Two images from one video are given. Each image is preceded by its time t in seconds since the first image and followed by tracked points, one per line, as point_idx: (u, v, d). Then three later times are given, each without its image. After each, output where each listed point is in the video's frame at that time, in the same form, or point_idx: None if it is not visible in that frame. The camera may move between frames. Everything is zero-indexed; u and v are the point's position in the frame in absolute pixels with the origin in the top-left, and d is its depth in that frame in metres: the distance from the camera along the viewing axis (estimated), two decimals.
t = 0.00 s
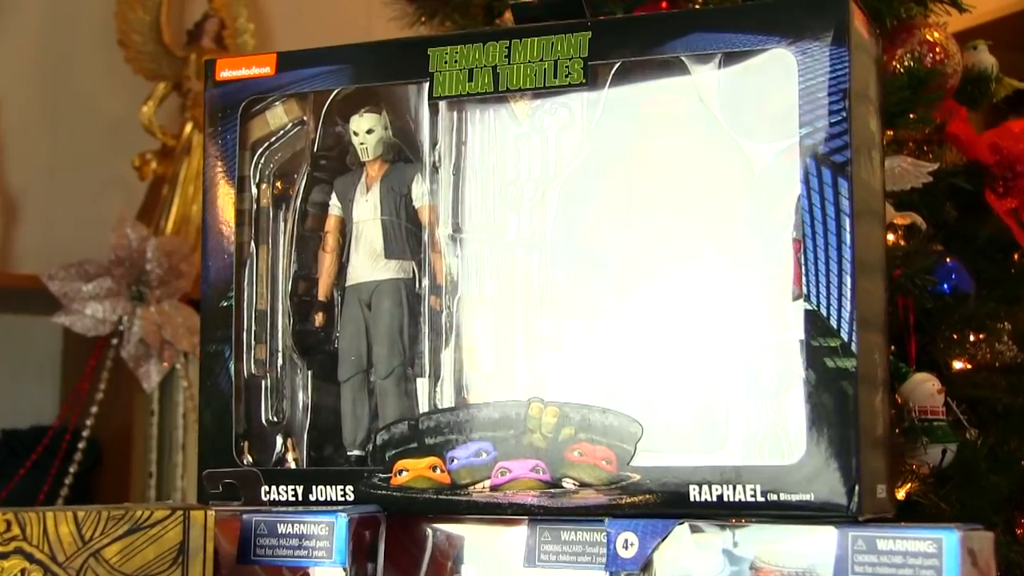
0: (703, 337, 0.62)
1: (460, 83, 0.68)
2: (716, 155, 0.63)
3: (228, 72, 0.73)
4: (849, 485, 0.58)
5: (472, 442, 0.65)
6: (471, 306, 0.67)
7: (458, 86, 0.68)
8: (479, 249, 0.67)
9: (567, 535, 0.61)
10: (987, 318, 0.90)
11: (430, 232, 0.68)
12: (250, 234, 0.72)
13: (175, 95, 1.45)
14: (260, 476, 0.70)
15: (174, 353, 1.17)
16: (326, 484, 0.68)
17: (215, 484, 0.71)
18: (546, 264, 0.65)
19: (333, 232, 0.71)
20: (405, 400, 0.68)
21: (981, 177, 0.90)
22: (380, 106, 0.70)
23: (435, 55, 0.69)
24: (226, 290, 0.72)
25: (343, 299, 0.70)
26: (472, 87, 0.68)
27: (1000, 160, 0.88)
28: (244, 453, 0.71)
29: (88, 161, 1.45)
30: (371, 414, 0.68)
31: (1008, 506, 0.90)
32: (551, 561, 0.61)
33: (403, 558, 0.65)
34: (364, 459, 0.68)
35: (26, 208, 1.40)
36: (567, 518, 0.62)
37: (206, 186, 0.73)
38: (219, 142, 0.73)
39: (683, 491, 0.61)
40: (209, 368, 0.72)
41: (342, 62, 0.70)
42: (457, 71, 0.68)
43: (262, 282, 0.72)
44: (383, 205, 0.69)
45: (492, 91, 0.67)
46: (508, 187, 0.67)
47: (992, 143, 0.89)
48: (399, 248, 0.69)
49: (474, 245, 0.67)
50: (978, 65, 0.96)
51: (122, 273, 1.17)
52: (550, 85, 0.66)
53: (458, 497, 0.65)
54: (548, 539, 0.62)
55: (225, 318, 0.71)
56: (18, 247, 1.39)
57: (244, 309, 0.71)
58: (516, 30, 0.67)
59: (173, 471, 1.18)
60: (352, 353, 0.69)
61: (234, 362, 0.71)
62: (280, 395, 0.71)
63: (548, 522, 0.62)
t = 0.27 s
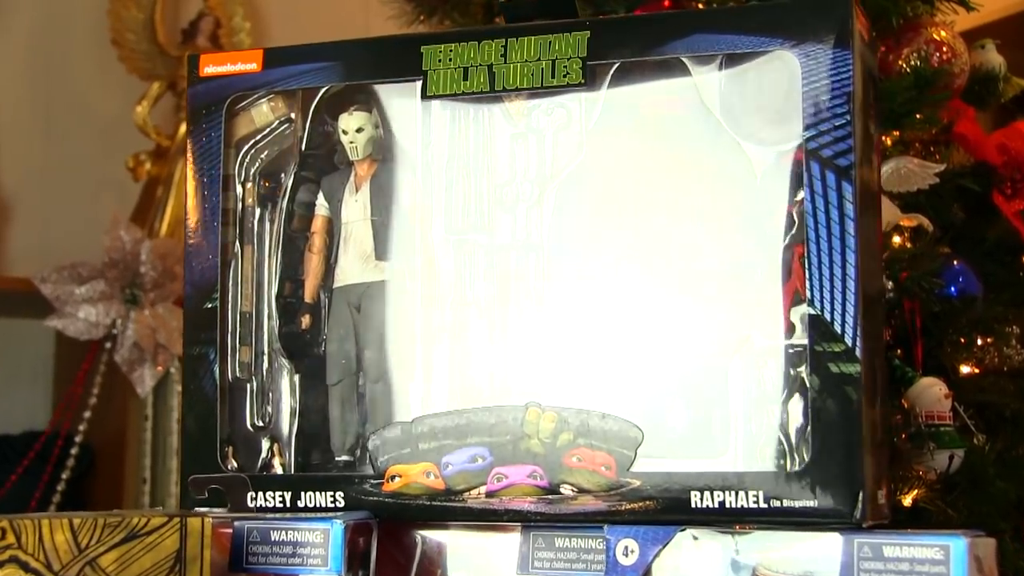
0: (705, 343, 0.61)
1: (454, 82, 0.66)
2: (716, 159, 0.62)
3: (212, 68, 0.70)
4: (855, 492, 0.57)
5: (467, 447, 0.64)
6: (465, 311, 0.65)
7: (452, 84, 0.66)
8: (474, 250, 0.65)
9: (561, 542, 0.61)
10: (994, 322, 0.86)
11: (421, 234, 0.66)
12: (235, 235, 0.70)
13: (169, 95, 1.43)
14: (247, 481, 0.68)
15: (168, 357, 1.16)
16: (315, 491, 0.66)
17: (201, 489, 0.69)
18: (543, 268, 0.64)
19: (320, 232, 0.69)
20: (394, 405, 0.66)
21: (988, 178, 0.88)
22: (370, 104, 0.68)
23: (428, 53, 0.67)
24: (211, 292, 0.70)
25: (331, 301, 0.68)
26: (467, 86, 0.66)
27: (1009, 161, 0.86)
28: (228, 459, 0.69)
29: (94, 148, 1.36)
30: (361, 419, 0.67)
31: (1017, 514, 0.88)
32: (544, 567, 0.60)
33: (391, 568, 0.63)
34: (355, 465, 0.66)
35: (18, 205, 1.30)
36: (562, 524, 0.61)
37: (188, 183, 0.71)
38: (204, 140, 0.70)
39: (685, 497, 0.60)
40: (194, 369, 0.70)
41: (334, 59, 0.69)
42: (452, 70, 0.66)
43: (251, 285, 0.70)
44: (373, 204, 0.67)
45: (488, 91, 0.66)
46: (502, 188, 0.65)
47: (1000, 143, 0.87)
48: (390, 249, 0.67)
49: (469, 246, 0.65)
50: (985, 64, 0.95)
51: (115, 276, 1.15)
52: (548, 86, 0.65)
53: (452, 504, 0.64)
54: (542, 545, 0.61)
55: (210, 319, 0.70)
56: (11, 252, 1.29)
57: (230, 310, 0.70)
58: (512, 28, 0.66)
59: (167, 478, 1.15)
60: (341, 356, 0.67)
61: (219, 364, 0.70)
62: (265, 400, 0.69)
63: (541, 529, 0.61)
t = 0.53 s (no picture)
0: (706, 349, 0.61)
1: (449, 80, 0.65)
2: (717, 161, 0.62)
3: (195, 62, 0.68)
4: (858, 498, 0.57)
5: (462, 452, 0.63)
6: (456, 314, 0.63)
7: (447, 83, 0.65)
8: (467, 250, 0.64)
9: (554, 549, 0.59)
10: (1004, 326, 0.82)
11: (412, 235, 0.65)
12: (219, 233, 0.68)
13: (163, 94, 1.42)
14: (234, 486, 0.66)
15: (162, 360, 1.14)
16: (303, 496, 0.65)
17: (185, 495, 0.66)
18: (538, 269, 0.63)
19: (303, 232, 0.67)
20: (384, 409, 0.64)
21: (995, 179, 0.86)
22: (360, 102, 0.67)
23: (422, 50, 0.66)
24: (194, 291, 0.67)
25: (317, 302, 0.66)
26: (462, 84, 0.65)
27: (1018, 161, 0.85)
28: (212, 463, 0.67)
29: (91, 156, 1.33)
30: (348, 422, 0.65)
31: None
32: None
33: None
34: (346, 470, 0.65)
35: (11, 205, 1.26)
36: (555, 531, 0.60)
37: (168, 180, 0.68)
38: (188, 135, 0.68)
39: (686, 504, 0.59)
40: (177, 370, 0.67)
41: (323, 55, 0.67)
42: (446, 68, 0.65)
43: (228, 286, 0.68)
44: (363, 201, 0.66)
45: (484, 90, 0.65)
46: (499, 189, 0.64)
47: (1009, 144, 0.85)
48: (379, 249, 0.65)
49: (462, 246, 0.64)
50: (994, 63, 0.94)
51: (109, 279, 1.14)
52: (545, 86, 0.64)
53: (447, 510, 0.62)
54: (534, 552, 0.59)
55: (192, 322, 0.67)
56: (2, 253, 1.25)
57: (214, 310, 0.68)
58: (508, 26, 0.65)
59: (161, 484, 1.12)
60: (327, 359, 0.66)
61: (203, 366, 0.67)
62: (248, 404, 0.67)
63: (534, 534, 0.59)
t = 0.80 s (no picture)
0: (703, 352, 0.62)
1: (442, 78, 0.63)
2: (718, 165, 0.63)
3: (174, 54, 0.66)
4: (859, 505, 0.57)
5: (456, 457, 0.61)
6: (446, 316, 0.63)
7: (440, 80, 0.63)
8: (459, 253, 0.63)
9: (544, 556, 0.59)
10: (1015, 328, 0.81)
11: (400, 235, 0.64)
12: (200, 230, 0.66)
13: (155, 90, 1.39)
14: (217, 491, 0.63)
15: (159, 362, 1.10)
16: (290, 501, 0.62)
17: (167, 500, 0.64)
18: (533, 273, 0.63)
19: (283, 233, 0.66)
20: (373, 413, 0.63)
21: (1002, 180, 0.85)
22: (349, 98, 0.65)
23: (414, 47, 0.64)
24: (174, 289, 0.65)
25: (300, 304, 0.65)
26: (455, 82, 0.63)
27: None
28: (192, 467, 0.64)
29: (70, 132, 1.20)
30: (335, 426, 0.63)
31: None
32: None
33: None
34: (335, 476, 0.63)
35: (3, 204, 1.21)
36: (547, 536, 0.60)
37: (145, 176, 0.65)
38: (168, 130, 0.65)
39: (685, 510, 0.58)
40: (156, 369, 0.64)
41: (311, 50, 0.65)
42: (439, 65, 0.63)
43: (205, 289, 0.65)
44: (351, 202, 0.65)
45: (478, 88, 0.63)
46: (494, 189, 0.63)
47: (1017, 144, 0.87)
48: (368, 250, 0.64)
49: (452, 249, 0.63)
50: (1002, 61, 0.93)
51: (103, 281, 1.08)
52: (542, 85, 0.63)
53: (440, 517, 0.61)
54: (523, 559, 0.59)
55: (172, 321, 0.64)
56: None
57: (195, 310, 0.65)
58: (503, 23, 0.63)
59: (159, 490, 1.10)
60: (313, 362, 0.64)
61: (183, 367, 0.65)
62: (228, 407, 0.65)
63: (523, 540, 0.59)
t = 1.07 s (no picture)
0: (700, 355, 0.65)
1: (435, 74, 0.61)
2: (709, 169, 0.67)
3: (153, 44, 0.61)
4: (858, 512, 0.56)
5: (448, 461, 0.60)
6: (434, 317, 0.64)
7: (433, 77, 0.61)
8: (448, 253, 0.64)
9: (532, 561, 0.57)
10: None
11: (387, 235, 0.64)
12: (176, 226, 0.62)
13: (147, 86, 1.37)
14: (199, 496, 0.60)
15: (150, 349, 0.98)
16: (275, 506, 0.59)
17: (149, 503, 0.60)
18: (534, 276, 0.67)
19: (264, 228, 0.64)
20: (361, 415, 0.62)
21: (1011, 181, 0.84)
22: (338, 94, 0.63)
23: (405, 41, 0.61)
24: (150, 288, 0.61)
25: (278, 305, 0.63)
26: (449, 79, 0.61)
27: None
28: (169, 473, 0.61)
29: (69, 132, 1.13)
30: (323, 430, 0.62)
31: None
32: None
33: None
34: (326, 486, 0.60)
35: None
36: (540, 543, 0.58)
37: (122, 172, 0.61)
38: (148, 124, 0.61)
39: (683, 514, 0.57)
40: (132, 372, 0.61)
41: (297, 43, 0.61)
42: (432, 60, 0.61)
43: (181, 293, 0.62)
44: (339, 199, 0.65)
45: (473, 85, 0.61)
46: (486, 189, 0.65)
47: None
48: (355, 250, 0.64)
49: (440, 246, 0.64)
50: (1010, 60, 0.92)
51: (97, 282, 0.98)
52: (539, 84, 0.61)
53: (432, 522, 0.58)
54: (512, 564, 0.57)
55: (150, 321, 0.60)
56: None
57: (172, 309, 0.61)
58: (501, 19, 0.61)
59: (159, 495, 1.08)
60: (296, 366, 0.63)
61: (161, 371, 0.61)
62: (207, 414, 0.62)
63: (510, 546, 0.58)
